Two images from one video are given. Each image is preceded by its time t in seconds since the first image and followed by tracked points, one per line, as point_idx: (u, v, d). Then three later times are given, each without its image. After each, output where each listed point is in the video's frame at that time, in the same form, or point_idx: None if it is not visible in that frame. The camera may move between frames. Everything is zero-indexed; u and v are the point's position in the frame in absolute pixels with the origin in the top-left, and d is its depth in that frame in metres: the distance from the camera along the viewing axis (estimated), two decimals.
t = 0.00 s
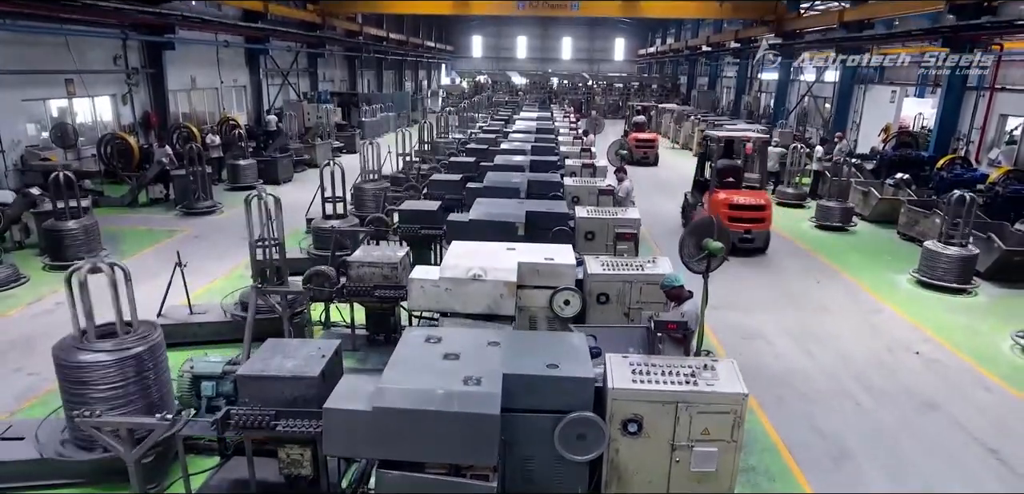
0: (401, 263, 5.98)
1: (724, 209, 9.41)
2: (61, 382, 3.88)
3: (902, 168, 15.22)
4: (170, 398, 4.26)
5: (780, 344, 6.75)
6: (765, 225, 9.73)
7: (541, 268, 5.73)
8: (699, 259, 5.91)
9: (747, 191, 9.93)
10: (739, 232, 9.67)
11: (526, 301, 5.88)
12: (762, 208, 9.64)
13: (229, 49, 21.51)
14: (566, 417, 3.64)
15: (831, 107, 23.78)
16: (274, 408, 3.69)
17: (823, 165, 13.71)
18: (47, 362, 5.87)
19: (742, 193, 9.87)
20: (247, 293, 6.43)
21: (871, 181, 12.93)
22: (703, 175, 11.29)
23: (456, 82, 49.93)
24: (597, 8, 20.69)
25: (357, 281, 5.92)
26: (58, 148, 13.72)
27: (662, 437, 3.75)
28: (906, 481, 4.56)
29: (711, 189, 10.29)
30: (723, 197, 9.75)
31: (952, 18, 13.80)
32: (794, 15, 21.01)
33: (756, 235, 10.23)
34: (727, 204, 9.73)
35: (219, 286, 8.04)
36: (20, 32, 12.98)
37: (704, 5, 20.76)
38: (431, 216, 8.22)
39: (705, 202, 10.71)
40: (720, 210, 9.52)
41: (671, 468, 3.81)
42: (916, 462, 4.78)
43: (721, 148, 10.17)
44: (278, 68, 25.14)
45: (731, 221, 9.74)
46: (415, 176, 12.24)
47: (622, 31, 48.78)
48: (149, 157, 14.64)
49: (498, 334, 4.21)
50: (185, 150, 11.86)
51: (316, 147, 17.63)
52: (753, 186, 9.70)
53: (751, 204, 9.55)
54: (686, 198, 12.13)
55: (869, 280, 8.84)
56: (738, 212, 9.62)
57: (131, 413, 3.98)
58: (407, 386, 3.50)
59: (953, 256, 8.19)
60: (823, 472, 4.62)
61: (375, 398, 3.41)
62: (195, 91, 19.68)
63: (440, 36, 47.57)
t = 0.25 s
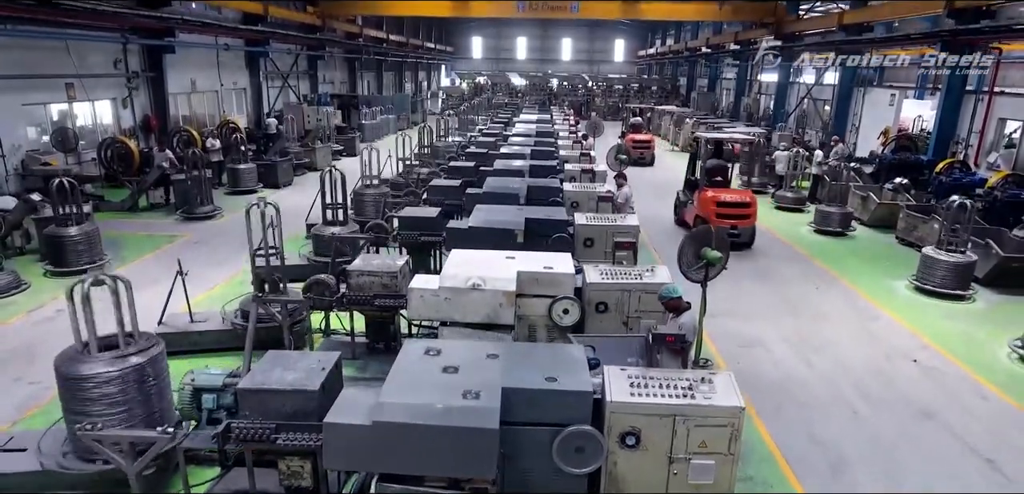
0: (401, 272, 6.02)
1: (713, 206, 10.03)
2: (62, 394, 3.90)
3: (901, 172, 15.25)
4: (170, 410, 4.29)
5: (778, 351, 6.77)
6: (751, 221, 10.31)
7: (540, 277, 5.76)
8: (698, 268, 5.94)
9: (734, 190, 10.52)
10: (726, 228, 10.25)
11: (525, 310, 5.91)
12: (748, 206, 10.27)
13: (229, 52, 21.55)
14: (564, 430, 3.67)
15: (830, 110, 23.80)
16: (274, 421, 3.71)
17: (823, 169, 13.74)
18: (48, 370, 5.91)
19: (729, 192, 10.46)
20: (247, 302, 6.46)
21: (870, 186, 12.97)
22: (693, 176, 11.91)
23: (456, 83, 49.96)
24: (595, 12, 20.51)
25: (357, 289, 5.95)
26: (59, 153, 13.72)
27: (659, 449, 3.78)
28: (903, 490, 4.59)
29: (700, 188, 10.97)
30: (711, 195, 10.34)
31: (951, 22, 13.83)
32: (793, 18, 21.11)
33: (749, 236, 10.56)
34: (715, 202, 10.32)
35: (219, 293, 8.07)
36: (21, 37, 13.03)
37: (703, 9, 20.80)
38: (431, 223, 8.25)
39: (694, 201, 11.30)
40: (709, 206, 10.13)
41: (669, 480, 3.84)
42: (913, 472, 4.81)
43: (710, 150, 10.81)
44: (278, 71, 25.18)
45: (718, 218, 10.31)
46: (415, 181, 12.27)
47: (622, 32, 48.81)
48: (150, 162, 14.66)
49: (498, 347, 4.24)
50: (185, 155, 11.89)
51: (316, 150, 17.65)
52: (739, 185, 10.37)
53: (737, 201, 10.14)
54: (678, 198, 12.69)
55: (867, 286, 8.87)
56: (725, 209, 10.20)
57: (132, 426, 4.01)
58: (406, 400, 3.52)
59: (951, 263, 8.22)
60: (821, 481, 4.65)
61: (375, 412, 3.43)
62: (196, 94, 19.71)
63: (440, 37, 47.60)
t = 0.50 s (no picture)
0: (400, 280, 6.01)
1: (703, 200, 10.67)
2: (60, 409, 3.89)
3: (901, 174, 15.23)
4: (167, 422, 4.28)
5: (778, 358, 6.76)
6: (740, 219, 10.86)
7: (539, 286, 5.74)
8: (698, 277, 5.93)
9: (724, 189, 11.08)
10: (716, 225, 10.81)
11: (524, 319, 5.89)
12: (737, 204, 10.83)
13: (229, 54, 21.55)
14: (563, 444, 3.66)
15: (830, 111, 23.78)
16: (272, 436, 3.70)
17: (822, 172, 13.74)
18: (46, 379, 5.90)
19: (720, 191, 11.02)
20: (246, 309, 6.44)
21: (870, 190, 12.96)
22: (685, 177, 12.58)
23: (456, 84, 49.94)
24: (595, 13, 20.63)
25: (356, 298, 5.95)
26: (58, 156, 13.72)
27: (658, 463, 3.78)
28: None
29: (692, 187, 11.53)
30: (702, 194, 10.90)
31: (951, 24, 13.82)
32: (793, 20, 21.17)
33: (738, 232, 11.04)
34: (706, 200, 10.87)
35: (218, 299, 8.06)
36: (21, 41, 13.02)
37: (703, 10, 20.88)
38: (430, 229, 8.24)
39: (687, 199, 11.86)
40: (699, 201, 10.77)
41: None
42: (913, 482, 4.80)
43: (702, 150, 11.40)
44: (278, 73, 25.17)
45: (708, 215, 10.87)
46: (415, 185, 12.26)
47: (622, 33, 48.80)
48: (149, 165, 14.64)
49: (496, 359, 4.23)
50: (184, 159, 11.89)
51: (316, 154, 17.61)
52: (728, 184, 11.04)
53: (727, 199, 10.71)
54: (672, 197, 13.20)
55: (867, 292, 8.86)
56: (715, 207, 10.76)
57: (130, 440, 4.00)
58: (405, 415, 3.51)
59: (952, 269, 8.21)
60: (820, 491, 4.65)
61: (373, 427, 3.42)
62: (195, 96, 19.71)
63: (440, 37, 47.56)
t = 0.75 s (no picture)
0: (397, 292, 5.92)
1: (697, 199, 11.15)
2: (46, 429, 3.81)
3: (902, 178, 15.13)
4: (157, 442, 4.19)
5: (780, 369, 6.65)
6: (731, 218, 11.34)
7: (538, 298, 5.66)
8: (699, 289, 5.83)
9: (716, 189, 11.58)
10: (708, 223, 11.31)
11: (522, 332, 5.81)
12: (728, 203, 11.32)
13: (227, 57, 21.47)
14: (562, 468, 3.57)
15: (831, 113, 23.69)
16: (264, 458, 3.62)
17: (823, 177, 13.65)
18: (37, 393, 5.80)
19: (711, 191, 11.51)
20: (241, 321, 6.33)
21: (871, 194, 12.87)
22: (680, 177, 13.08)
23: (456, 85, 49.84)
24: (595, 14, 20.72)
25: (352, 310, 5.85)
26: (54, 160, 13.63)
27: (660, 486, 3.68)
28: None
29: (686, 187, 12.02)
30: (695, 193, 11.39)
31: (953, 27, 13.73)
32: (793, 22, 21.18)
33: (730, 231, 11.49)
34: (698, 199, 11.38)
35: (214, 308, 7.97)
36: (17, 45, 12.93)
37: (703, 12, 20.95)
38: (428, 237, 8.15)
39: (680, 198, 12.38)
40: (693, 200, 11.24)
41: None
42: None
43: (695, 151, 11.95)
44: (277, 75, 25.09)
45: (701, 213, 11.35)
46: (413, 190, 12.17)
47: (621, 34, 48.70)
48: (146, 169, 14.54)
49: (493, 378, 4.14)
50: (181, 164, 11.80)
51: (314, 157, 17.48)
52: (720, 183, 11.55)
53: (718, 198, 11.20)
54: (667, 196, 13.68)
55: (870, 299, 8.76)
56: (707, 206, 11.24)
57: (118, 462, 3.91)
58: (400, 438, 3.42)
59: (957, 278, 8.12)
60: None
61: (367, 452, 3.33)
62: (193, 99, 19.63)
63: (440, 38, 47.49)
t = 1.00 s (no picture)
0: (393, 303, 5.77)
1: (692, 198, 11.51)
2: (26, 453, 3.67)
3: (905, 182, 14.98)
4: (143, 466, 4.04)
5: (784, 380, 6.49)
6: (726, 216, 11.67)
7: (538, 309, 5.50)
8: (703, 300, 5.68)
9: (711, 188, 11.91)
10: (703, 221, 11.64)
11: (521, 344, 5.66)
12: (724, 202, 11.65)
13: (225, 58, 21.34)
14: None
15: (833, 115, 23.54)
16: (253, 484, 3.49)
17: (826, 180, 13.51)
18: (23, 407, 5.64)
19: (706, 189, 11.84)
20: (232, 332, 6.20)
21: (875, 198, 12.72)
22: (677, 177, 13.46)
23: (456, 86, 49.70)
24: (596, 15, 20.62)
25: (347, 322, 5.70)
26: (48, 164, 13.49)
27: None
28: None
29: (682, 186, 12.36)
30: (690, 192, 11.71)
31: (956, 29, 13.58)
32: (794, 23, 21.09)
33: (725, 229, 11.82)
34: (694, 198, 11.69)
35: (207, 318, 7.84)
36: (11, 47, 12.77)
37: (704, 13, 20.87)
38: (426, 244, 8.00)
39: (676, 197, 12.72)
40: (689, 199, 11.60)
41: None
42: None
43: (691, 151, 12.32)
44: (276, 76, 24.95)
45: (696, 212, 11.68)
46: (411, 195, 12.01)
47: (622, 34, 48.56)
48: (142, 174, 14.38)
49: (491, 397, 4.00)
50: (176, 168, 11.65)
51: (313, 160, 17.23)
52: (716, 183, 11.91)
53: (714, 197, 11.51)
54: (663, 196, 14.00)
55: (875, 307, 8.60)
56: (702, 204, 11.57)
57: (102, 487, 3.76)
58: (392, 465, 3.27)
59: (964, 285, 7.97)
60: None
61: (358, 481, 3.18)
62: (190, 100, 19.48)
63: (440, 39, 47.39)
